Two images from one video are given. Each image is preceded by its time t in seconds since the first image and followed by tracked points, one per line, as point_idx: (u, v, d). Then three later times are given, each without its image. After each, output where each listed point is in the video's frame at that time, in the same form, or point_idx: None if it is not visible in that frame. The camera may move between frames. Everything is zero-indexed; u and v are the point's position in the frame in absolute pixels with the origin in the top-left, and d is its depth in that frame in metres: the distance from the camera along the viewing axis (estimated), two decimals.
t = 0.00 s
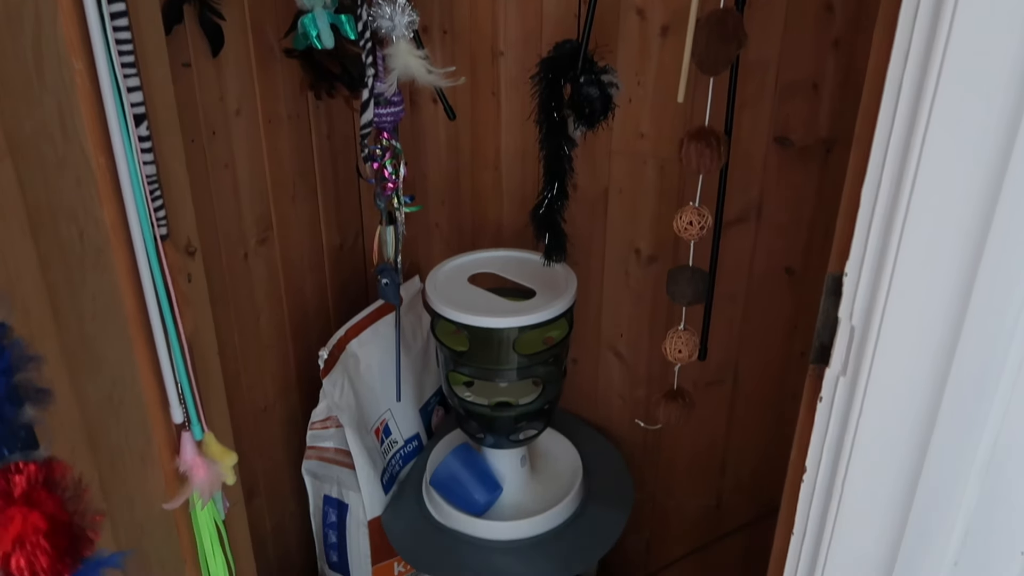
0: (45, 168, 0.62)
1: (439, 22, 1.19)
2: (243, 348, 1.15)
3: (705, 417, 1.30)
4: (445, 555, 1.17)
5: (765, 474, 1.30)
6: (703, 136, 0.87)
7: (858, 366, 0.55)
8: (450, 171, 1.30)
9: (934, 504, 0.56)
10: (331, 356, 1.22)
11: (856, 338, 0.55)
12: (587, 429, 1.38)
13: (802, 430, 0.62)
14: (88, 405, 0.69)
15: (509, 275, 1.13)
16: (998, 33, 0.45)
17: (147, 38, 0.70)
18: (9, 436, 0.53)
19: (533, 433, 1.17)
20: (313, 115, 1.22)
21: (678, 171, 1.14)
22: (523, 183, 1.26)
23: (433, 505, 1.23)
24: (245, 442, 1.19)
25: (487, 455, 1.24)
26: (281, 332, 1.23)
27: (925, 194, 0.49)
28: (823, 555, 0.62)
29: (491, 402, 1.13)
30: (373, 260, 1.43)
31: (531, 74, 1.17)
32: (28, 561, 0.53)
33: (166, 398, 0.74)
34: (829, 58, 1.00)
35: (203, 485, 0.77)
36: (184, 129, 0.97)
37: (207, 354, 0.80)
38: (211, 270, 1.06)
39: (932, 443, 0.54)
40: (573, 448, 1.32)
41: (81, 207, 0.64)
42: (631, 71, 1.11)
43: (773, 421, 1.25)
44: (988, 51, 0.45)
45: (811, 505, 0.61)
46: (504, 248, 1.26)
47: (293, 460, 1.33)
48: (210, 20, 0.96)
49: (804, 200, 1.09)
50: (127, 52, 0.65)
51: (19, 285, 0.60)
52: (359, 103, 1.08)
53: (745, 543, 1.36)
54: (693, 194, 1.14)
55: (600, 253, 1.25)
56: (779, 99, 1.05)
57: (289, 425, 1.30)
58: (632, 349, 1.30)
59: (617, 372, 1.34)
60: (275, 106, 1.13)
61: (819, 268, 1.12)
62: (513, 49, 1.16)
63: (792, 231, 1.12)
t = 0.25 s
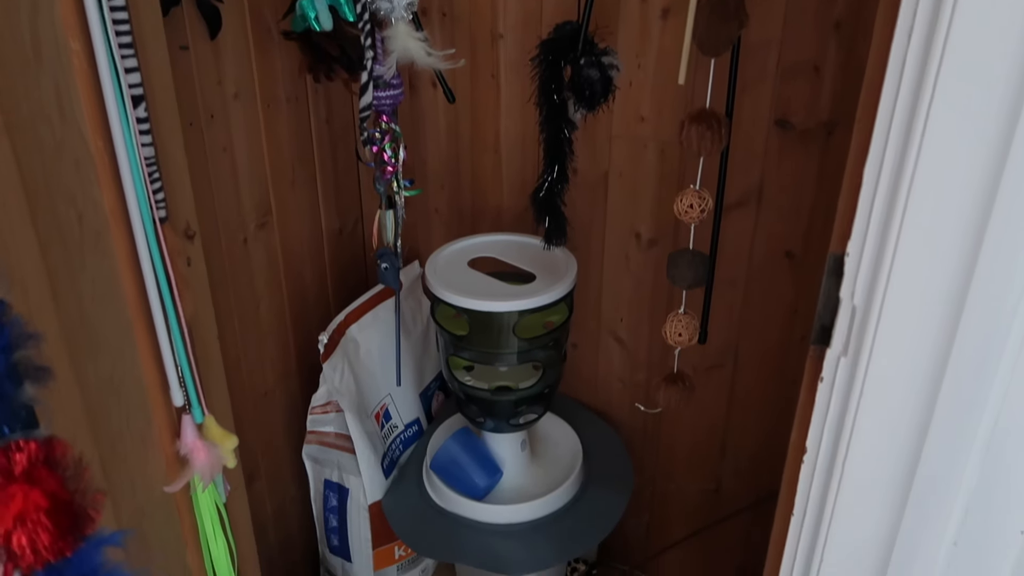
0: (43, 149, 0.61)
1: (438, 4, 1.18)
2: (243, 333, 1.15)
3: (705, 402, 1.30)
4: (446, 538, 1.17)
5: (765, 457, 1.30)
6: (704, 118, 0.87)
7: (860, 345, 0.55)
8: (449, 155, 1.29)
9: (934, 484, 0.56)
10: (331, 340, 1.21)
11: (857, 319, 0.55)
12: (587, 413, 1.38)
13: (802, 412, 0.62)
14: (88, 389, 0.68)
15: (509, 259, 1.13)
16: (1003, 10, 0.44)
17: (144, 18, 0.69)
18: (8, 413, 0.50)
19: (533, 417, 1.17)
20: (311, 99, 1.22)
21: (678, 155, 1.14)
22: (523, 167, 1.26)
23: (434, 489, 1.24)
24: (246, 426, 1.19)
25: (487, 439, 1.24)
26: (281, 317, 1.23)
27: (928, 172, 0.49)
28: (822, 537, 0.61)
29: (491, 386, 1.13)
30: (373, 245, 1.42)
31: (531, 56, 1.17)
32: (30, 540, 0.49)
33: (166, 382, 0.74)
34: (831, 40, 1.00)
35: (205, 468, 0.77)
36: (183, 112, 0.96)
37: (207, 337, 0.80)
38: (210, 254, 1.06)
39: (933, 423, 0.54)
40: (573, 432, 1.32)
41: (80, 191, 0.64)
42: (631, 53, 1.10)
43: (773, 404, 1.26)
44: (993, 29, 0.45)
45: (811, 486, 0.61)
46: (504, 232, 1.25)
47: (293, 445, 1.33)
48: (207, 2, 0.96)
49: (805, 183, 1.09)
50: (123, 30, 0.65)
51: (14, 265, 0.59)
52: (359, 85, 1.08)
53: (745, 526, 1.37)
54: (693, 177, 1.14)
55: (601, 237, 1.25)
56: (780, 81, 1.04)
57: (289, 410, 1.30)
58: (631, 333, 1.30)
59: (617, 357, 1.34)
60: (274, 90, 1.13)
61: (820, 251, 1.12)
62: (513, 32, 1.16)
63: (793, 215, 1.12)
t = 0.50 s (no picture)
0: (37, 128, 0.61)
1: None
2: (241, 317, 1.14)
3: (704, 385, 1.30)
4: (446, 522, 1.17)
5: (764, 441, 1.30)
6: (704, 99, 0.86)
7: (860, 323, 0.55)
8: (448, 139, 1.29)
9: (934, 461, 0.56)
10: (330, 325, 1.21)
11: (858, 297, 0.55)
12: (587, 398, 1.38)
13: (802, 392, 0.62)
14: (85, 372, 0.68)
15: (508, 242, 1.13)
16: None
17: None
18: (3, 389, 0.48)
19: (532, 401, 1.17)
20: (309, 82, 1.21)
21: (678, 138, 1.13)
22: (521, 151, 1.25)
23: (433, 473, 1.24)
24: (245, 411, 1.19)
25: (487, 423, 1.24)
26: (279, 302, 1.23)
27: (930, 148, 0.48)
28: (822, 514, 0.61)
29: (490, 370, 1.13)
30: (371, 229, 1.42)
31: (529, 39, 1.16)
32: (24, 517, 0.48)
33: (165, 366, 0.73)
34: (832, 21, 0.99)
35: (203, 450, 0.77)
36: (179, 95, 0.95)
37: (204, 320, 0.80)
38: (208, 238, 1.05)
39: (934, 400, 0.54)
40: (572, 416, 1.32)
41: (76, 170, 0.63)
42: (631, 35, 1.09)
43: (772, 388, 1.26)
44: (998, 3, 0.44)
45: (811, 465, 0.61)
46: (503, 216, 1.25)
47: (293, 430, 1.33)
48: None
49: (806, 165, 1.09)
50: (118, 10, 0.64)
51: (8, 246, 0.59)
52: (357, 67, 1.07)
53: (745, 509, 1.37)
54: (693, 160, 1.13)
55: (600, 221, 1.25)
56: (781, 63, 1.04)
57: (289, 395, 1.30)
58: (631, 318, 1.30)
59: (616, 341, 1.34)
60: (271, 73, 1.12)
61: (820, 234, 1.12)
62: (512, 14, 1.15)
63: (793, 197, 1.11)
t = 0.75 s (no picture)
0: (30, 106, 0.61)
1: None
2: (239, 302, 1.14)
3: (703, 369, 1.30)
4: (446, 505, 1.18)
5: (764, 423, 1.31)
6: (704, 79, 0.86)
7: (861, 301, 0.54)
8: (446, 122, 1.28)
9: (934, 438, 0.56)
10: (328, 309, 1.20)
11: (859, 275, 0.54)
12: (586, 381, 1.38)
13: (801, 372, 0.61)
14: (84, 353, 0.69)
15: (507, 225, 1.12)
16: None
17: None
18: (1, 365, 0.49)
19: (531, 384, 1.17)
20: (306, 65, 1.20)
21: (677, 120, 1.13)
22: (520, 134, 1.24)
23: (433, 457, 1.24)
24: (244, 396, 1.19)
25: (486, 407, 1.24)
26: (277, 286, 1.22)
27: (932, 122, 0.48)
28: (822, 494, 0.61)
29: (489, 353, 1.13)
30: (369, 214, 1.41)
31: (528, 20, 1.15)
32: (24, 493, 0.48)
33: (163, 348, 0.73)
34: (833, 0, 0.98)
35: (202, 433, 0.76)
36: (175, 77, 0.95)
37: (202, 302, 0.79)
38: (205, 222, 1.05)
39: (934, 377, 0.54)
40: (571, 399, 1.32)
41: (70, 149, 0.63)
42: (630, 16, 1.09)
43: (771, 371, 1.26)
44: None
45: (810, 445, 0.61)
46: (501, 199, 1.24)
47: (292, 415, 1.33)
48: None
49: (806, 147, 1.08)
50: None
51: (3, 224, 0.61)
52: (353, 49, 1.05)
53: (744, 491, 1.37)
54: (693, 142, 1.13)
55: (599, 204, 1.24)
56: (781, 43, 1.03)
57: (288, 379, 1.30)
58: (630, 301, 1.30)
59: (615, 325, 1.33)
60: (267, 55, 1.11)
61: (819, 217, 1.11)
62: None
63: (793, 179, 1.11)
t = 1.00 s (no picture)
0: (26, 89, 0.61)
1: None
2: (238, 286, 1.14)
3: (703, 353, 1.30)
4: (445, 489, 1.18)
5: (763, 408, 1.31)
6: (704, 61, 0.86)
7: (862, 281, 0.54)
8: (445, 105, 1.27)
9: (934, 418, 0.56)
10: (327, 294, 1.20)
11: (859, 255, 0.54)
12: (586, 365, 1.38)
13: (802, 354, 0.61)
14: (81, 333, 0.70)
15: (506, 209, 1.12)
16: None
17: None
18: None
19: (531, 368, 1.17)
20: (304, 48, 1.19)
21: (677, 103, 1.12)
22: (519, 117, 1.24)
23: (432, 441, 1.24)
24: (244, 380, 1.19)
25: (485, 391, 1.24)
26: (276, 270, 1.22)
27: (935, 99, 0.48)
28: (820, 475, 0.61)
29: (489, 337, 1.13)
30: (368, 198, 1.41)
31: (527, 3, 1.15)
32: (22, 470, 0.51)
33: (161, 331, 0.73)
34: None
35: (202, 416, 0.76)
36: (172, 60, 0.94)
37: (200, 284, 0.79)
38: (203, 205, 1.05)
39: (934, 357, 0.54)
40: (571, 384, 1.32)
41: (66, 131, 0.63)
42: None
43: (770, 355, 1.26)
44: None
45: (810, 427, 0.61)
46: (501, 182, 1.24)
47: (291, 399, 1.33)
48: None
49: (806, 130, 1.08)
50: None
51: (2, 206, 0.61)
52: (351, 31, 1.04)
53: (742, 475, 1.38)
54: (693, 125, 1.12)
55: (598, 188, 1.24)
56: (782, 26, 1.02)
57: (287, 364, 1.29)
58: (630, 286, 1.30)
59: (615, 309, 1.33)
60: (265, 38, 1.10)
61: (819, 200, 1.11)
62: None
63: (794, 163, 1.10)
